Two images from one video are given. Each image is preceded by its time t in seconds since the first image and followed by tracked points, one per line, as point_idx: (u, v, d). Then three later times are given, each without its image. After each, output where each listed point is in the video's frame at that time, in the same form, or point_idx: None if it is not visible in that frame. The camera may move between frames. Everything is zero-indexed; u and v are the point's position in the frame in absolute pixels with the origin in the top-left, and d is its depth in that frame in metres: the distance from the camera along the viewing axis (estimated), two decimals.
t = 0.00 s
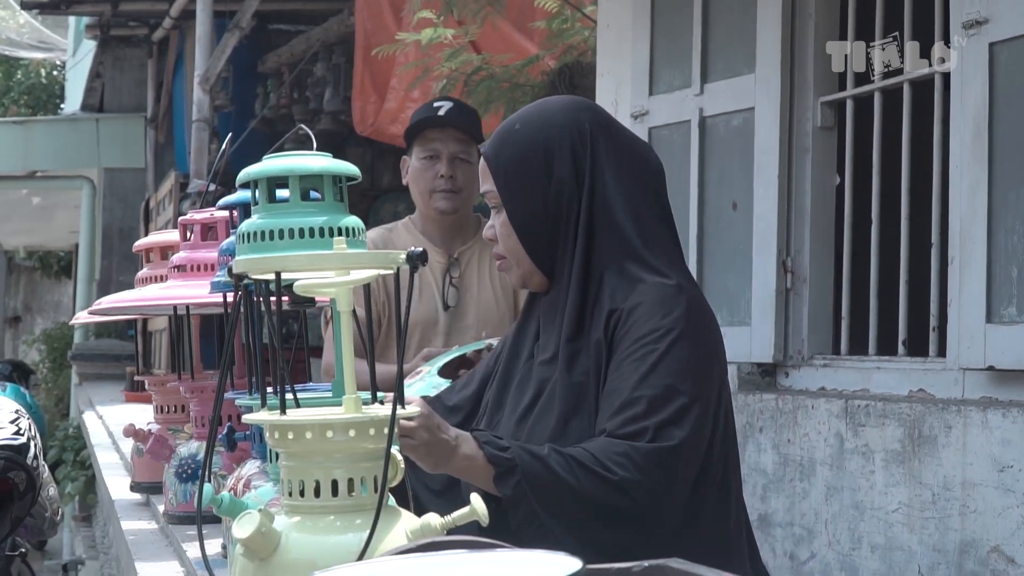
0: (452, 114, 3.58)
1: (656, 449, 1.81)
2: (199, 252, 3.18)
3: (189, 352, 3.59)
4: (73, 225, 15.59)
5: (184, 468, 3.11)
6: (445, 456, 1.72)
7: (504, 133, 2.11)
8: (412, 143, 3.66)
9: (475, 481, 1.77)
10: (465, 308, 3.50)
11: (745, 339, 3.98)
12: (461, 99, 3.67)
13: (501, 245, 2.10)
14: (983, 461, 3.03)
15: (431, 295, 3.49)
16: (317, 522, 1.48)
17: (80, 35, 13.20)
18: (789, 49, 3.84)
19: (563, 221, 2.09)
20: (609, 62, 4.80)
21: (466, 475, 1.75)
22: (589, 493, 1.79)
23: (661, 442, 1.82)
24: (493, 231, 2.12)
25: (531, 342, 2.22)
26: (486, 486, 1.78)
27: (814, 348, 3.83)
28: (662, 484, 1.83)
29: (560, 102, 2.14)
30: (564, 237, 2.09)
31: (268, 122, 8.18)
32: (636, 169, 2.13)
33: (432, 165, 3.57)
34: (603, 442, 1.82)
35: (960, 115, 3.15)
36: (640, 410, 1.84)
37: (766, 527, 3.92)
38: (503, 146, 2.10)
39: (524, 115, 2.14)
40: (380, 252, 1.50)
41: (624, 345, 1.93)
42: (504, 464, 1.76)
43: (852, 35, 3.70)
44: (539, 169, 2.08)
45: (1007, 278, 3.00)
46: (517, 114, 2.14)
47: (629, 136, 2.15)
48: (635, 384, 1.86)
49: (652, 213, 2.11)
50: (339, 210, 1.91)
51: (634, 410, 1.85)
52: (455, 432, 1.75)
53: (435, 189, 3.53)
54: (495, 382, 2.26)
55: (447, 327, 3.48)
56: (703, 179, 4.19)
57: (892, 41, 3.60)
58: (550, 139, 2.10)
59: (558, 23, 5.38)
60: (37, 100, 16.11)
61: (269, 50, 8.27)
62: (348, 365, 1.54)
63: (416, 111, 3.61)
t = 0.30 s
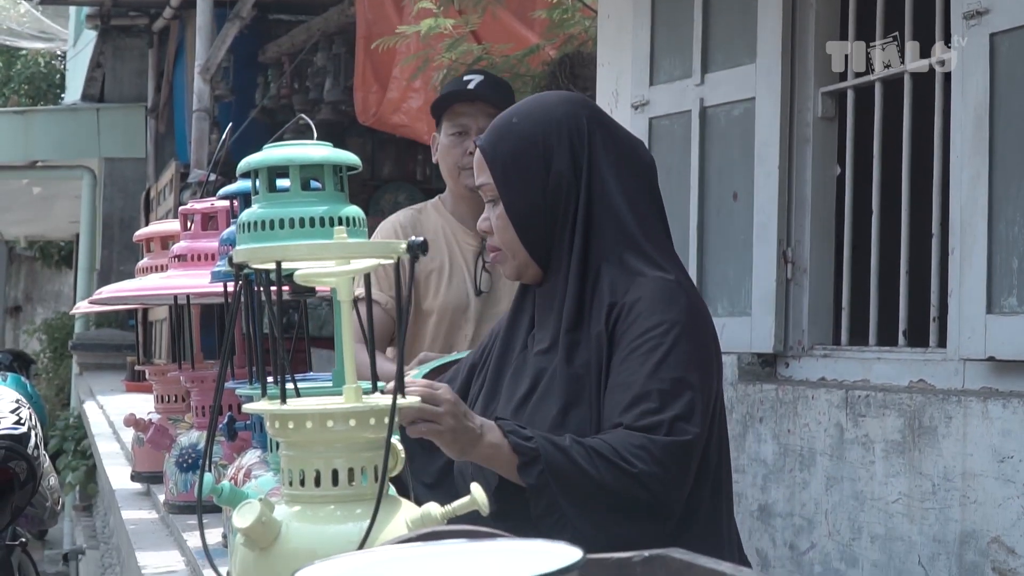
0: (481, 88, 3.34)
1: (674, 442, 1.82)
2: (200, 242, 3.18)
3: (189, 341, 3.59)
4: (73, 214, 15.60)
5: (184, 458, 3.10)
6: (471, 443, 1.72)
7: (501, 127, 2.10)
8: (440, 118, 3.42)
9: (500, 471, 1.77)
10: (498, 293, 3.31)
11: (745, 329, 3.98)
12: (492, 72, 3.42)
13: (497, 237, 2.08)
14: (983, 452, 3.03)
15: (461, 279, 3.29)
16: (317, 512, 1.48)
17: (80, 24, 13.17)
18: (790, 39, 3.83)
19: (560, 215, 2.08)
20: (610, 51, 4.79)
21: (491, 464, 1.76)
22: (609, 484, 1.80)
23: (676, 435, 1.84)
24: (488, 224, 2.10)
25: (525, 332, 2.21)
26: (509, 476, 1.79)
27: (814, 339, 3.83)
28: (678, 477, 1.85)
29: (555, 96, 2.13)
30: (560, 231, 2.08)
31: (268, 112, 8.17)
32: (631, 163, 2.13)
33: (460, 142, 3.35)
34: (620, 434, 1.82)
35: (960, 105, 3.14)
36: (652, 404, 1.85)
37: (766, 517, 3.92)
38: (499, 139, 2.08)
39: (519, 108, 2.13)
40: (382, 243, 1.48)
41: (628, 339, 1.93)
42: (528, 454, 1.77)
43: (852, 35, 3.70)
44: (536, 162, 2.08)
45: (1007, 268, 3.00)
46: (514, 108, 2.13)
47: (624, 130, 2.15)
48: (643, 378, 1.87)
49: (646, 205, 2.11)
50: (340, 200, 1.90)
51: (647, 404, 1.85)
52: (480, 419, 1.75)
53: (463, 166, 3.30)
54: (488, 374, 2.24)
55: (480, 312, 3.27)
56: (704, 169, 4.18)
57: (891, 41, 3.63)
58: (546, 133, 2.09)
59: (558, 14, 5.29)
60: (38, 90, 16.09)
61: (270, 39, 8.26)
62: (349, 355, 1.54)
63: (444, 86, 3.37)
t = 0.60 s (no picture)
0: (467, 66, 3.11)
1: (686, 429, 1.83)
2: (203, 232, 3.18)
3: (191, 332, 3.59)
4: (74, 205, 15.61)
5: (186, 449, 3.10)
6: (486, 436, 1.71)
7: (497, 119, 2.09)
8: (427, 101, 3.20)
9: (514, 461, 1.76)
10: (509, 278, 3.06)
11: (747, 320, 3.98)
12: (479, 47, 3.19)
13: (495, 229, 2.08)
14: (985, 444, 3.03)
15: (468, 266, 3.03)
16: (319, 503, 1.49)
17: (81, 15, 13.16)
18: (792, 29, 3.82)
19: (558, 206, 2.08)
20: (611, 42, 4.78)
21: (506, 455, 1.75)
22: (624, 473, 1.81)
23: (687, 422, 1.85)
24: (485, 216, 2.09)
25: (524, 323, 2.20)
26: (526, 468, 1.77)
27: (816, 330, 3.83)
28: (689, 463, 1.86)
29: (548, 88, 2.13)
30: (559, 221, 2.08)
31: (269, 104, 8.17)
32: (626, 153, 2.13)
33: (449, 125, 3.13)
34: (632, 422, 1.83)
35: (962, 96, 3.14)
36: (661, 391, 1.86)
37: (767, 509, 3.93)
38: (495, 132, 2.07)
39: (514, 101, 2.12)
40: (382, 235, 1.47)
41: (634, 327, 1.93)
42: (544, 443, 1.77)
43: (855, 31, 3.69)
44: (534, 155, 2.07)
45: (1009, 260, 2.99)
46: (508, 100, 2.13)
47: (618, 121, 2.15)
48: (652, 366, 1.87)
49: (644, 194, 2.12)
50: (342, 190, 1.91)
51: (656, 393, 1.86)
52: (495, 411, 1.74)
53: (453, 150, 3.08)
54: (487, 366, 2.24)
55: (492, 299, 3.02)
56: (705, 160, 4.18)
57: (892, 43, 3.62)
58: (543, 125, 2.08)
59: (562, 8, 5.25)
60: (39, 81, 16.07)
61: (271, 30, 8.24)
62: (351, 347, 1.55)
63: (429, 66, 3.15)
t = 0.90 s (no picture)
0: (445, 56, 2.99)
1: (685, 431, 1.82)
2: (208, 224, 3.18)
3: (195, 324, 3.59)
4: (77, 198, 15.64)
5: (190, 440, 3.10)
6: (483, 429, 1.71)
7: (505, 112, 2.10)
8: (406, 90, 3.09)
9: (511, 456, 1.76)
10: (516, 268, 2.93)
11: (749, 312, 3.98)
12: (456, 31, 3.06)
13: (503, 222, 2.08)
14: (988, 436, 3.03)
15: (473, 259, 2.91)
16: (322, 495, 1.49)
17: (83, 8, 13.14)
18: (795, 21, 3.81)
19: (564, 200, 2.08)
20: (614, 35, 4.77)
21: (503, 450, 1.75)
22: (621, 473, 1.80)
23: (687, 423, 1.84)
24: (495, 209, 2.10)
25: (533, 316, 2.20)
26: (522, 464, 1.78)
27: (819, 322, 3.83)
28: (689, 464, 1.85)
29: (556, 80, 2.13)
30: (564, 215, 2.08)
31: (272, 96, 8.17)
32: (634, 146, 2.13)
33: (432, 117, 3.02)
34: (632, 422, 1.83)
35: (966, 88, 3.14)
36: (662, 391, 1.85)
37: (770, 501, 3.93)
38: (503, 126, 2.08)
39: (524, 93, 2.12)
40: (385, 227, 1.48)
41: (636, 325, 1.92)
42: (540, 441, 1.77)
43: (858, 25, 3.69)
44: (541, 149, 2.07)
45: (1012, 252, 2.99)
46: (519, 92, 2.13)
47: (626, 113, 2.15)
48: (653, 366, 1.86)
49: (652, 188, 2.11)
50: (345, 183, 1.90)
51: (657, 393, 1.85)
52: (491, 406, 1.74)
53: (439, 145, 2.97)
54: (497, 358, 2.24)
55: (502, 293, 2.90)
56: (708, 152, 4.18)
57: (893, 46, 3.62)
58: (551, 119, 2.08)
59: None
60: (41, 74, 16.07)
61: (274, 23, 8.23)
62: (354, 341, 1.54)
63: (405, 57, 3.02)
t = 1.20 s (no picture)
0: (445, 48, 2.92)
1: (696, 431, 1.73)
2: (212, 216, 3.18)
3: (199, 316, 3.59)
4: (80, 190, 15.65)
5: (194, 433, 3.10)
6: (490, 421, 1.70)
7: (523, 103, 2.02)
8: (405, 82, 3.03)
9: (519, 448, 1.75)
10: (522, 262, 2.88)
11: (753, 305, 3.98)
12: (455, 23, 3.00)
13: (525, 215, 2.02)
14: (990, 428, 3.03)
15: (479, 255, 2.85)
16: (325, 487, 1.49)
17: None
18: (798, 13, 3.80)
19: (579, 191, 1.98)
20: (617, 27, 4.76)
21: (511, 441, 1.74)
22: (629, 472, 1.74)
23: (701, 423, 1.74)
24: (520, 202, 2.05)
25: (553, 308, 2.11)
26: (529, 455, 1.76)
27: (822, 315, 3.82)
28: (699, 464, 1.76)
29: (574, 69, 2.03)
30: (580, 206, 1.98)
31: (275, 89, 8.17)
32: (655, 135, 2.01)
33: (433, 110, 2.95)
34: (643, 420, 1.74)
35: (969, 81, 3.13)
36: (674, 390, 1.75)
37: (773, 493, 3.93)
38: (523, 118, 2.01)
39: (545, 83, 2.03)
40: (389, 219, 1.47)
41: (647, 321, 1.82)
42: (548, 433, 1.73)
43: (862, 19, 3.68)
44: (558, 139, 1.99)
45: (1016, 244, 2.99)
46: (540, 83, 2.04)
47: (646, 101, 2.03)
48: (664, 363, 1.76)
49: (671, 178, 1.99)
50: (347, 175, 1.89)
51: (667, 392, 1.75)
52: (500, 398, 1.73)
53: (441, 138, 2.91)
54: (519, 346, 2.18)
55: (510, 286, 2.84)
56: (711, 144, 4.17)
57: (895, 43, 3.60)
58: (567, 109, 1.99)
59: None
60: (44, 67, 16.07)
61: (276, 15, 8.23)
62: (356, 333, 1.56)
63: (403, 49, 2.96)
